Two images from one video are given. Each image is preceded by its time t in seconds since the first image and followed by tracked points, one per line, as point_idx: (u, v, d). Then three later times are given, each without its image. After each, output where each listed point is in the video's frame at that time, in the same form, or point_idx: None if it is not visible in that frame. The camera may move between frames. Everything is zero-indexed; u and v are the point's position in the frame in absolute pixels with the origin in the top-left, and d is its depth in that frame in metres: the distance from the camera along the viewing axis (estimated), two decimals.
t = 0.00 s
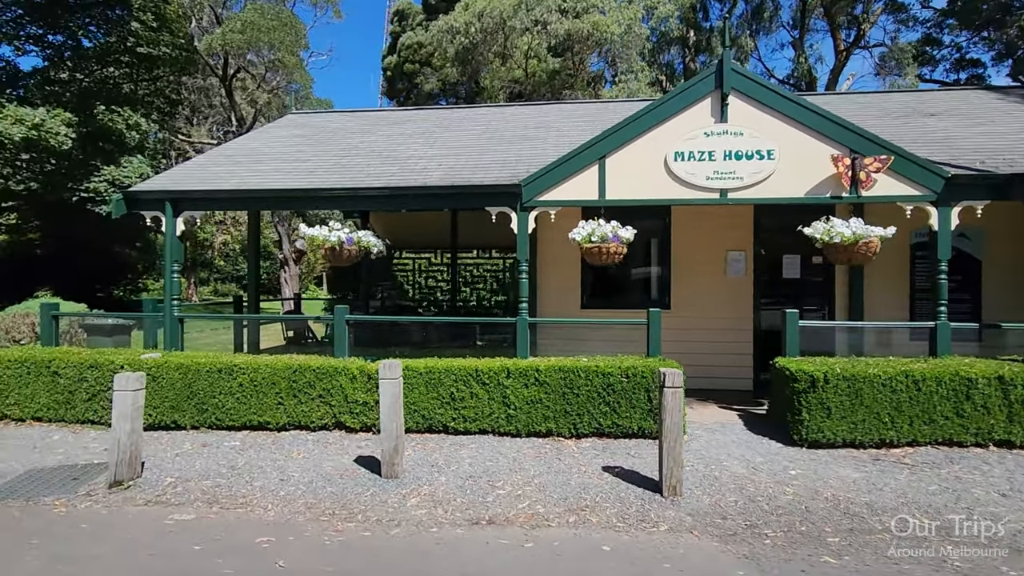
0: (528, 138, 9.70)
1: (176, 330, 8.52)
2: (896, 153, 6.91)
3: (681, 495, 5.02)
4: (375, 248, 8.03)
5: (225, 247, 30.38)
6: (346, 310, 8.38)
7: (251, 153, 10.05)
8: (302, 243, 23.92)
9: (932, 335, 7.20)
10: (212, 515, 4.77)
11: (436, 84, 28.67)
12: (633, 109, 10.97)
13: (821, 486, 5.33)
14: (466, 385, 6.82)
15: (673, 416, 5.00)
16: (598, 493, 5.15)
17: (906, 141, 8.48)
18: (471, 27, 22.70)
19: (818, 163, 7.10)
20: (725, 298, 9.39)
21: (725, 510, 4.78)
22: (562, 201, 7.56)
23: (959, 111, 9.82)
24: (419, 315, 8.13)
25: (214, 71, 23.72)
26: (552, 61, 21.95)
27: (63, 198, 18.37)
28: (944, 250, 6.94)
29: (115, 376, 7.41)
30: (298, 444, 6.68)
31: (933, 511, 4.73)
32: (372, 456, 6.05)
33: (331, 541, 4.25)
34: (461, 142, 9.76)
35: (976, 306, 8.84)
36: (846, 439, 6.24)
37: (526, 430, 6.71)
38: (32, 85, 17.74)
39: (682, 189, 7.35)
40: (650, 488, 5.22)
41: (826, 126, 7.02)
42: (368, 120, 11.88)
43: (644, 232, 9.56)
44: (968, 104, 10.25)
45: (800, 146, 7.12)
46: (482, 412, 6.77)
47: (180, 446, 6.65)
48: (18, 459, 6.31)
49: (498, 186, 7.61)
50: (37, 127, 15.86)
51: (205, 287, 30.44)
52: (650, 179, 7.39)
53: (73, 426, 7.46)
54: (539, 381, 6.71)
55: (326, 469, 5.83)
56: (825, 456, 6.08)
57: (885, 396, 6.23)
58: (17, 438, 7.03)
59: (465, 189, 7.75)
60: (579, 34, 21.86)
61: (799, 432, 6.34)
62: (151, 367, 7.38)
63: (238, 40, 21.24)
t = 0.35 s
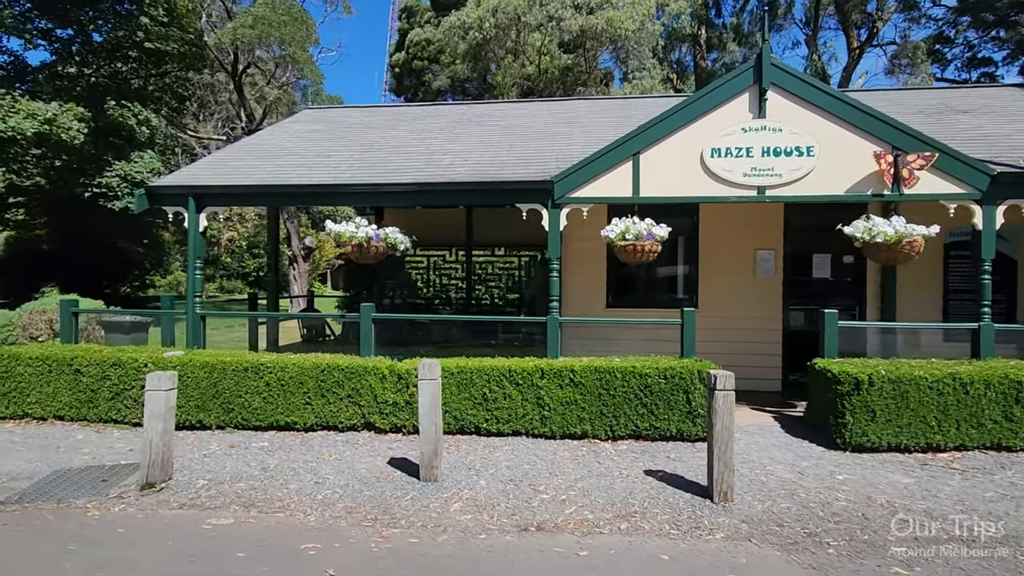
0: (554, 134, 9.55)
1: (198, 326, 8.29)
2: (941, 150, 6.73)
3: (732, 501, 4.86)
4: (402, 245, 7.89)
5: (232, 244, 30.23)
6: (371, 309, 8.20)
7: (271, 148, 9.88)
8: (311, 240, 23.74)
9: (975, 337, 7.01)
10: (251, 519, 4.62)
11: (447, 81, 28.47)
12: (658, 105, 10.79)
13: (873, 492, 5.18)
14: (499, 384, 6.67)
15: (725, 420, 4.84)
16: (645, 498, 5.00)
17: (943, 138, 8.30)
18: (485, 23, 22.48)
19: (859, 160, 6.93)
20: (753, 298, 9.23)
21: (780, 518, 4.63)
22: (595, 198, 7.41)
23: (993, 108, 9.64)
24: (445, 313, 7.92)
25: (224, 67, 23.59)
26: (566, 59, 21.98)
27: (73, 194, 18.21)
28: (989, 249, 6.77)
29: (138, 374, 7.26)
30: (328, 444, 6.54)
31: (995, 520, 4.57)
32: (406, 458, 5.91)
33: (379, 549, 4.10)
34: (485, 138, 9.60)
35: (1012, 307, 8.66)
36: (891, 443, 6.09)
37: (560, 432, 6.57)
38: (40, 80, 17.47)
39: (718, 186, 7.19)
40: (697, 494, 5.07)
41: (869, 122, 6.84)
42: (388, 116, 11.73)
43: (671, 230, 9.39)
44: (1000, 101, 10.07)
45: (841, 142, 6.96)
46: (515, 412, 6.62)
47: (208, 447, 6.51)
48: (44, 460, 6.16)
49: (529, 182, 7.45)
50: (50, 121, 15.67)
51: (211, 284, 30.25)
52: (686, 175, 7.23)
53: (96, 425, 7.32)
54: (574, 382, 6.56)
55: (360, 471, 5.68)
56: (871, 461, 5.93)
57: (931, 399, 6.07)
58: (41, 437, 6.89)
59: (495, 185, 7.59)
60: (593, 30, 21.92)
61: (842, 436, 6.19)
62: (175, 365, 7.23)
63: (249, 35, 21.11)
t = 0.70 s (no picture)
0: (575, 128, 9.38)
1: (214, 320, 8.19)
2: (980, 145, 6.58)
3: (777, 503, 4.72)
4: (424, 238, 7.71)
5: (235, 239, 29.98)
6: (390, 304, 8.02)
7: (286, 140, 9.71)
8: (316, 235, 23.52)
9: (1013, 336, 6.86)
10: (282, 520, 4.47)
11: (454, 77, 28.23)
12: (679, 100, 10.63)
13: (919, 495, 5.03)
14: (526, 382, 6.50)
15: (770, 419, 4.70)
16: (686, 500, 4.85)
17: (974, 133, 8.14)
18: (496, 18, 22.17)
19: (896, 155, 6.78)
20: (777, 295, 9.08)
21: (829, 521, 4.49)
22: (623, 193, 7.25)
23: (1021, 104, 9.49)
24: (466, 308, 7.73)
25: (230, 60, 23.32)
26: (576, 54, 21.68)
27: (79, 187, 18.04)
28: None
29: (155, 369, 7.09)
30: (351, 442, 6.37)
31: None
32: (434, 457, 5.75)
33: (418, 551, 3.95)
34: (505, 131, 9.43)
35: None
36: (930, 445, 5.95)
37: (590, 432, 6.41)
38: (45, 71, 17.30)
39: (750, 181, 7.03)
40: (740, 496, 4.92)
41: (905, 116, 6.69)
42: (403, 109, 11.55)
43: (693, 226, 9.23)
44: None
45: (877, 137, 6.80)
46: (542, 411, 6.46)
47: (228, 444, 6.34)
48: (61, 457, 5.98)
49: (555, 175, 7.28)
50: (56, 113, 15.51)
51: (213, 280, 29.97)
52: (716, 170, 7.07)
53: (111, 421, 7.15)
54: (603, 380, 6.40)
55: (388, 471, 5.52)
56: (911, 463, 5.78)
57: (972, 400, 5.92)
58: (55, 433, 6.71)
59: (520, 178, 7.42)
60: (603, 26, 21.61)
61: (879, 437, 6.04)
62: (192, 360, 7.06)
63: (256, 27, 20.87)
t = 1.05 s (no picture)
0: (596, 123, 9.17)
1: (229, 319, 7.96)
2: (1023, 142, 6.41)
3: (829, 513, 4.53)
4: (446, 236, 7.48)
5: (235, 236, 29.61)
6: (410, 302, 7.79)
7: (300, 134, 9.47)
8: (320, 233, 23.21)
9: None
10: (316, 531, 4.25)
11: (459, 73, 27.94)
12: (698, 96, 10.43)
13: (973, 504, 4.85)
14: (555, 384, 6.30)
15: (824, 426, 4.51)
16: (734, 510, 4.65)
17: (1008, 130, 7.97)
18: (506, 12, 21.88)
19: (935, 152, 6.59)
20: (801, 296, 8.90)
21: (886, 533, 4.30)
22: (652, 189, 7.04)
23: None
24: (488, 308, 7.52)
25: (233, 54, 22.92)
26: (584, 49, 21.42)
27: (80, 181, 17.66)
28: None
29: (169, 370, 6.85)
30: (375, 446, 6.16)
31: None
32: (465, 463, 5.55)
33: (465, 566, 3.74)
34: (524, 126, 9.21)
35: None
36: (975, 451, 5.78)
37: (622, 436, 6.22)
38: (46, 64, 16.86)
39: (784, 178, 6.83)
40: (789, 505, 4.73)
41: (946, 112, 6.50)
42: (416, 103, 11.31)
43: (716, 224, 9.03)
44: None
45: (915, 133, 6.62)
46: (573, 414, 6.27)
47: (247, 447, 6.12)
48: (75, 461, 5.75)
49: (583, 171, 7.06)
50: (59, 106, 14.97)
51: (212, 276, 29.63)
52: (749, 166, 6.87)
53: (123, 423, 6.92)
54: (635, 383, 6.21)
55: (419, 477, 5.31)
56: (957, 470, 5.60)
57: (1018, 405, 5.75)
58: (67, 436, 6.47)
59: (546, 174, 7.20)
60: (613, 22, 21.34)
61: (921, 442, 5.87)
62: (208, 360, 6.82)
63: (260, 21, 20.54)
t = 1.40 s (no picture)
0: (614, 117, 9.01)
1: (242, 317, 7.77)
2: None
3: (877, 516, 4.38)
4: (465, 230, 7.30)
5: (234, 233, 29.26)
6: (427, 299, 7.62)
7: (312, 127, 9.27)
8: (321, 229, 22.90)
9: None
10: (348, 536, 4.08)
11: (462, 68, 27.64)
12: (715, 89, 10.28)
13: (1020, 506, 4.73)
14: (582, 382, 6.15)
15: (872, 426, 4.37)
16: (778, 512, 4.51)
17: None
18: (512, 6, 21.60)
19: (969, 145, 6.46)
20: (823, 293, 8.78)
21: (938, 536, 4.17)
22: (678, 183, 6.88)
23: None
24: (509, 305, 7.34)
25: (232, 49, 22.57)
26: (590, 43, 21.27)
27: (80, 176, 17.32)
28: None
29: (183, 368, 6.66)
30: (399, 447, 6.00)
31: None
32: (493, 464, 5.40)
33: (509, 574, 3.59)
34: (540, 119, 9.04)
35: None
36: (1012, 450, 5.67)
37: (651, 436, 6.08)
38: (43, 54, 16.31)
39: (814, 172, 6.69)
40: (833, 508, 4.58)
41: (980, 105, 6.37)
42: (427, 97, 11.12)
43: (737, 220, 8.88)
44: None
45: (949, 126, 6.48)
46: (601, 413, 6.12)
47: (266, 448, 5.95)
48: (89, 463, 5.56)
49: (608, 164, 6.90)
50: (61, 99, 14.61)
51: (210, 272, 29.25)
52: (778, 160, 6.73)
53: (136, 423, 6.73)
54: (665, 382, 6.06)
55: (447, 479, 5.15)
56: (996, 471, 5.49)
57: None
58: (78, 437, 6.28)
59: (568, 167, 7.03)
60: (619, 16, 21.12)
61: (958, 442, 5.74)
62: (224, 359, 6.64)
63: (261, 14, 20.23)
